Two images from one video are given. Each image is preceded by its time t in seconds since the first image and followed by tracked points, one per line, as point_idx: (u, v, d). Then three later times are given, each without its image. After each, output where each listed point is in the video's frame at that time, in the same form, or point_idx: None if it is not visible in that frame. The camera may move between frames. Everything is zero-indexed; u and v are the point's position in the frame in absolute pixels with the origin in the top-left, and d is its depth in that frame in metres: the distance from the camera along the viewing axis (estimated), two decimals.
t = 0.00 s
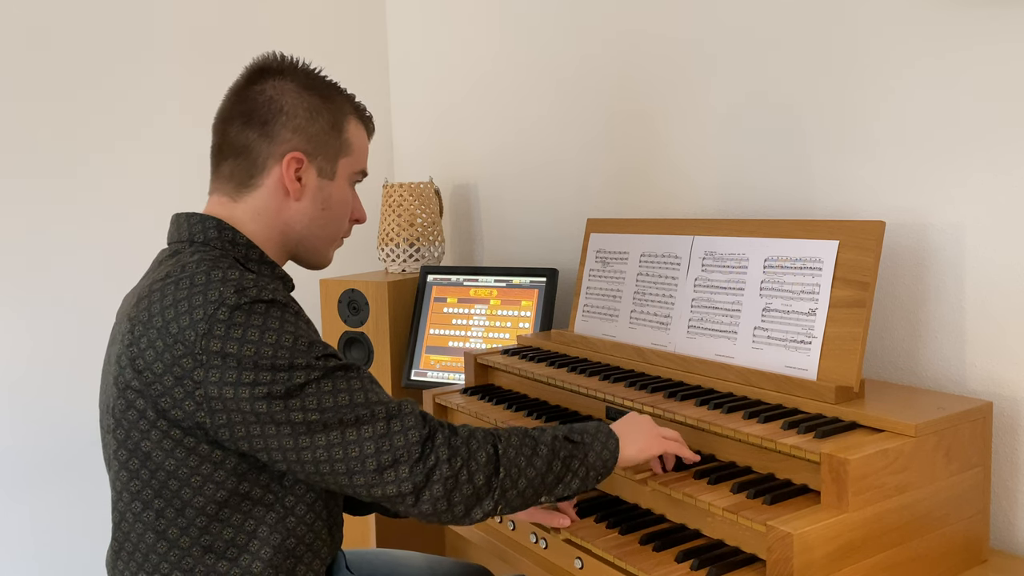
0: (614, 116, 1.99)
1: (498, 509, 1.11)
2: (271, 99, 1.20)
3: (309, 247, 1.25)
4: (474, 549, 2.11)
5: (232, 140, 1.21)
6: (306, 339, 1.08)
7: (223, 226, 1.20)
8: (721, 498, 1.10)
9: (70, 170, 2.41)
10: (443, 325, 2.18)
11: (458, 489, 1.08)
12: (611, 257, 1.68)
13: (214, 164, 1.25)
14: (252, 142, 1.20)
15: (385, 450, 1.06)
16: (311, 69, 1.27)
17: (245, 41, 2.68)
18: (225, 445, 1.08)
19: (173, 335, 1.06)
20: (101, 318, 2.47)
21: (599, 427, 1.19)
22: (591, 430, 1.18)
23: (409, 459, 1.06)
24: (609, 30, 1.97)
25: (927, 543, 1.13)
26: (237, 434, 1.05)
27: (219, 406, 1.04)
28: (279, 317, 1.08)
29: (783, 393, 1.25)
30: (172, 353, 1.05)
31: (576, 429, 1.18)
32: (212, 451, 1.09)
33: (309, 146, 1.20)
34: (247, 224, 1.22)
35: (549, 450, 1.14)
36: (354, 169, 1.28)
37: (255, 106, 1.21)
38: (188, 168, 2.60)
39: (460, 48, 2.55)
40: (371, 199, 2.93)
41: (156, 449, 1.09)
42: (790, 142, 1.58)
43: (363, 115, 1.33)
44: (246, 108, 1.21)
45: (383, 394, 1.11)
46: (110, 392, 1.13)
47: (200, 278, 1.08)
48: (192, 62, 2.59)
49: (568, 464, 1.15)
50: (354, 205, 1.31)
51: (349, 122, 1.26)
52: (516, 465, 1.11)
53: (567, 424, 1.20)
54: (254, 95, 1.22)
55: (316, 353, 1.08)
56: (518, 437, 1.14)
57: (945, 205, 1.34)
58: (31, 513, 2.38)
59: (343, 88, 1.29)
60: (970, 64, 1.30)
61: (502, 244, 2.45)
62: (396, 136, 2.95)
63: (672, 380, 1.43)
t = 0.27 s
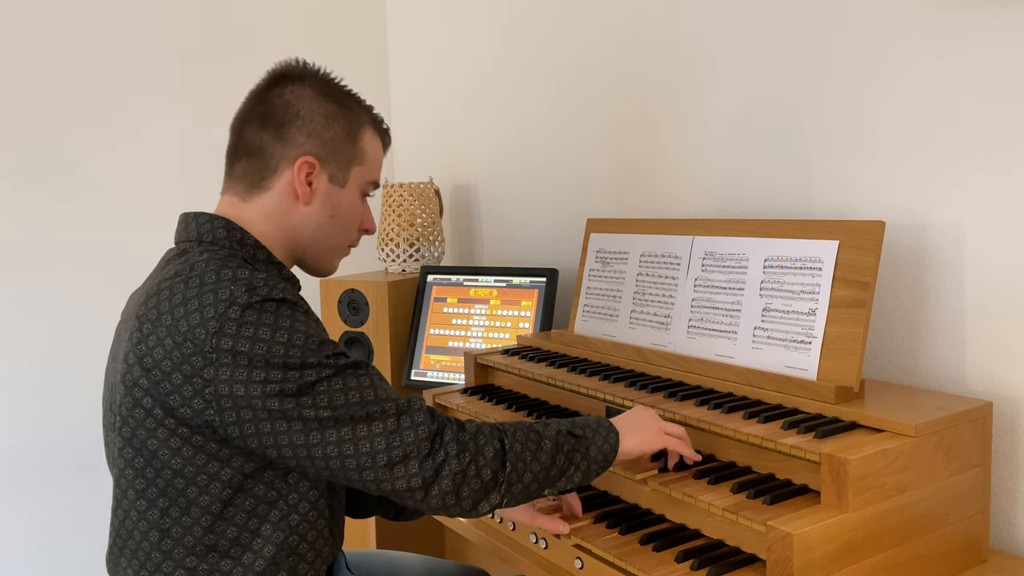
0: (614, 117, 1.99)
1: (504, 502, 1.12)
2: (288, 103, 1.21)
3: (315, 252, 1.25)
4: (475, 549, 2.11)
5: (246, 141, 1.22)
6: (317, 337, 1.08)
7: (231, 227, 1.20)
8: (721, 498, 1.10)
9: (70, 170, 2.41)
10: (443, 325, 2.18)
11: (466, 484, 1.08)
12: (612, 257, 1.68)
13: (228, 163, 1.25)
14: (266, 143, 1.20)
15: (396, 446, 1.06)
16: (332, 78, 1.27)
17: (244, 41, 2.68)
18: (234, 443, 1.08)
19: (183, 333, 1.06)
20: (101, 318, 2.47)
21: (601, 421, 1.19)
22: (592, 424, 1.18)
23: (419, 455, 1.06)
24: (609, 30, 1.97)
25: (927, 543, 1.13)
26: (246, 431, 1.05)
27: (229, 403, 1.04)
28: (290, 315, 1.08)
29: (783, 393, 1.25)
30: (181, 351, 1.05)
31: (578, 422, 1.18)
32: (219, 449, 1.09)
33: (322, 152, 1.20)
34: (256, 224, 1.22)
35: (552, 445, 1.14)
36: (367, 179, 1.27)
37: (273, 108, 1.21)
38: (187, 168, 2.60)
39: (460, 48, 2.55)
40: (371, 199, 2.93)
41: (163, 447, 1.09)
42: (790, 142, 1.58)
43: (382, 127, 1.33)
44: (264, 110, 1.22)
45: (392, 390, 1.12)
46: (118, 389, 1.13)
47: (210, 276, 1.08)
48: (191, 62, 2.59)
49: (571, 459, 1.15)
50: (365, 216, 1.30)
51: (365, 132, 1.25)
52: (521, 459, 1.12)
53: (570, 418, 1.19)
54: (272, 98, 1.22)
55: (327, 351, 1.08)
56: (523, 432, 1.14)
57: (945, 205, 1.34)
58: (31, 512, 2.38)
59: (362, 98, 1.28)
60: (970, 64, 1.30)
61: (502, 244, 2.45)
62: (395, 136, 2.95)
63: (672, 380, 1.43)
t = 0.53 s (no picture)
0: (615, 117, 1.99)
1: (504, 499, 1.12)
2: (302, 109, 1.21)
3: (325, 257, 1.25)
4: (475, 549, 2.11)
5: (259, 145, 1.22)
6: (325, 339, 1.08)
7: (240, 227, 1.19)
8: (721, 497, 1.10)
9: (70, 170, 2.41)
10: (443, 325, 2.18)
11: (469, 483, 1.09)
12: (612, 257, 1.68)
13: (239, 166, 1.25)
14: (279, 148, 1.20)
15: (402, 445, 1.07)
16: (345, 84, 1.28)
17: (245, 41, 2.68)
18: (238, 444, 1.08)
19: (191, 332, 1.06)
20: (101, 318, 2.47)
21: (593, 418, 1.19)
22: (585, 421, 1.19)
23: (424, 454, 1.07)
24: (610, 30, 1.97)
25: (927, 542, 1.13)
26: (251, 431, 1.05)
27: (236, 403, 1.04)
28: (299, 316, 1.08)
29: (783, 394, 1.25)
30: (189, 350, 1.05)
31: (573, 420, 1.18)
32: (224, 449, 1.09)
33: (334, 158, 1.20)
34: (266, 227, 1.21)
35: (550, 443, 1.14)
36: (378, 185, 1.27)
37: (286, 113, 1.21)
38: (187, 168, 2.60)
39: (460, 48, 2.55)
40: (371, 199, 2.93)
41: (168, 446, 1.09)
42: (790, 142, 1.58)
43: (393, 134, 1.34)
44: (277, 115, 1.22)
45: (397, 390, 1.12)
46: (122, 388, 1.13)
47: (218, 276, 1.09)
48: (191, 61, 2.59)
49: (566, 455, 1.15)
50: (375, 221, 1.30)
51: (377, 139, 1.26)
52: (521, 458, 1.12)
53: (564, 415, 1.20)
54: (285, 103, 1.22)
55: (336, 352, 1.09)
56: (521, 430, 1.14)
57: (945, 205, 1.34)
58: (31, 512, 2.38)
59: (374, 105, 1.29)
60: (970, 64, 1.30)
61: (502, 244, 2.45)
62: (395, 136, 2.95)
63: (672, 380, 1.43)
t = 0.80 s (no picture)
0: (615, 117, 1.99)
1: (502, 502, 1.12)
2: (293, 105, 1.21)
3: (328, 252, 1.25)
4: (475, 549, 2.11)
5: (253, 146, 1.21)
6: (327, 340, 1.08)
7: (242, 227, 1.19)
8: (721, 497, 1.10)
9: (70, 170, 2.41)
10: (443, 325, 2.18)
11: (469, 485, 1.09)
12: (612, 257, 1.68)
13: (235, 168, 1.25)
14: (274, 147, 1.20)
15: (403, 446, 1.07)
16: (333, 76, 1.27)
17: (245, 41, 2.68)
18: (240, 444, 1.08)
19: (193, 332, 1.05)
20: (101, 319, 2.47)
21: (591, 420, 1.19)
22: (583, 423, 1.19)
23: (425, 456, 1.07)
24: (610, 30, 1.97)
25: (927, 543, 1.13)
26: (253, 432, 1.05)
27: (238, 403, 1.04)
28: (301, 316, 1.08)
29: (783, 394, 1.25)
30: (190, 350, 1.05)
31: (571, 423, 1.18)
32: (225, 450, 1.08)
33: (331, 152, 1.20)
34: (267, 227, 1.21)
35: (548, 446, 1.14)
36: (376, 174, 1.27)
37: (277, 111, 1.21)
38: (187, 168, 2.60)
39: (460, 48, 2.55)
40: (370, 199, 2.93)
41: (169, 447, 1.08)
42: (790, 142, 1.58)
43: (385, 122, 1.33)
44: (269, 113, 1.22)
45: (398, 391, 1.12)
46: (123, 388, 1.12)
47: (219, 276, 1.08)
48: (192, 61, 2.59)
49: (565, 458, 1.15)
50: (375, 211, 1.31)
51: (371, 129, 1.26)
52: (520, 460, 1.12)
53: (562, 417, 1.19)
54: (276, 100, 1.22)
55: (337, 354, 1.09)
56: (520, 432, 1.14)
57: (945, 205, 1.34)
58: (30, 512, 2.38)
59: (364, 95, 1.29)
60: (970, 64, 1.30)
61: (502, 244, 2.45)
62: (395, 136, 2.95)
63: (672, 380, 1.43)
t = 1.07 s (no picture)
0: (615, 116, 1.99)
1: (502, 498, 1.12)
2: (283, 99, 1.20)
3: (326, 246, 1.25)
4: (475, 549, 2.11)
5: (246, 143, 1.21)
6: (327, 338, 1.09)
7: (240, 224, 1.19)
8: (721, 498, 1.10)
9: (70, 169, 2.41)
10: (443, 325, 2.18)
11: (469, 483, 1.09)
12: (611, 257, 1.68)
13: (228, 166, 1.25)
14: (267, 143, 1.20)
15: (404, 444, 1.07)
16: (321, 67, 1.27)
17: (245, 41, 2.68)
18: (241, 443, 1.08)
19: (193, 331, 1.05)
20: (100, 319, 2.47)
21: (587, 418, 1.19)
22: (581, 420, 1.18)
23: (425, 453, 1.08)
24: (610, 30, 1.97)
25: (927, 542, 1.13)
26: (254, 430, 1.05)
27: (238, 402, 1.04)
28: (301, 314, 1.08)
29: (783, 393, 1.25)
30: (190, 349, 1.05)
31: (569, 420, 1.18)
32: (226, 449, 1.08)
33: (324, 145, 1.20)
34: (263, 224, 1.21)
35: (546, 443, 1.14)
36: (370, 164, 1.28)
37: (268, 107, 1.21)
38: (186, 169, 2.60)
39: (460, 49, 2.55)
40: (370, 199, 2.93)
41: (169, 446, 1.08)
42: (790, 143, 1.58)
43: (376, 111, 1.33)
44: (259, 109, 1.21)
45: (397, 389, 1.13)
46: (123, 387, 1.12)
47: (218, 274, 1.08)
48: (191, 62, 2.59)
49: (564, 455, 1.15)
50: (371, 201, 1.31)
51: (362, 119, 1.26)
52: (520, 458, 1.12)
53: (560, 415, 1.19)
54: (265, 96, 1.22)
55: (337, 352, 1.09)
56: (519, 430, 1.14)
57: (945, 205, 1.34)
58: (29, 513, 2.38)
59: (353, 85, 1.29)
60: (970, 64, 1.30)
61: (502, 244, 2.45)
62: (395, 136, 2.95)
63: (672, 380, 1.43)
